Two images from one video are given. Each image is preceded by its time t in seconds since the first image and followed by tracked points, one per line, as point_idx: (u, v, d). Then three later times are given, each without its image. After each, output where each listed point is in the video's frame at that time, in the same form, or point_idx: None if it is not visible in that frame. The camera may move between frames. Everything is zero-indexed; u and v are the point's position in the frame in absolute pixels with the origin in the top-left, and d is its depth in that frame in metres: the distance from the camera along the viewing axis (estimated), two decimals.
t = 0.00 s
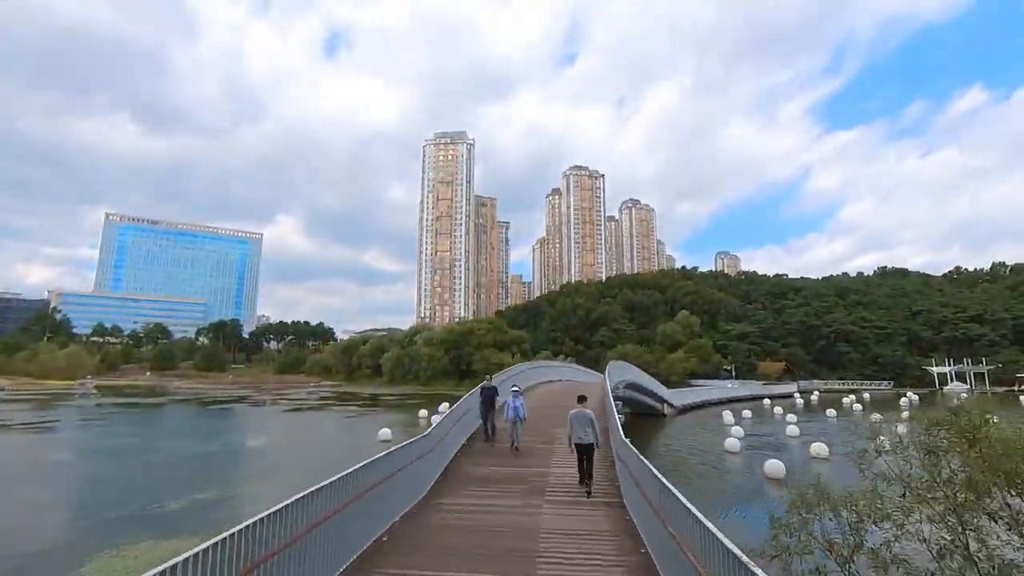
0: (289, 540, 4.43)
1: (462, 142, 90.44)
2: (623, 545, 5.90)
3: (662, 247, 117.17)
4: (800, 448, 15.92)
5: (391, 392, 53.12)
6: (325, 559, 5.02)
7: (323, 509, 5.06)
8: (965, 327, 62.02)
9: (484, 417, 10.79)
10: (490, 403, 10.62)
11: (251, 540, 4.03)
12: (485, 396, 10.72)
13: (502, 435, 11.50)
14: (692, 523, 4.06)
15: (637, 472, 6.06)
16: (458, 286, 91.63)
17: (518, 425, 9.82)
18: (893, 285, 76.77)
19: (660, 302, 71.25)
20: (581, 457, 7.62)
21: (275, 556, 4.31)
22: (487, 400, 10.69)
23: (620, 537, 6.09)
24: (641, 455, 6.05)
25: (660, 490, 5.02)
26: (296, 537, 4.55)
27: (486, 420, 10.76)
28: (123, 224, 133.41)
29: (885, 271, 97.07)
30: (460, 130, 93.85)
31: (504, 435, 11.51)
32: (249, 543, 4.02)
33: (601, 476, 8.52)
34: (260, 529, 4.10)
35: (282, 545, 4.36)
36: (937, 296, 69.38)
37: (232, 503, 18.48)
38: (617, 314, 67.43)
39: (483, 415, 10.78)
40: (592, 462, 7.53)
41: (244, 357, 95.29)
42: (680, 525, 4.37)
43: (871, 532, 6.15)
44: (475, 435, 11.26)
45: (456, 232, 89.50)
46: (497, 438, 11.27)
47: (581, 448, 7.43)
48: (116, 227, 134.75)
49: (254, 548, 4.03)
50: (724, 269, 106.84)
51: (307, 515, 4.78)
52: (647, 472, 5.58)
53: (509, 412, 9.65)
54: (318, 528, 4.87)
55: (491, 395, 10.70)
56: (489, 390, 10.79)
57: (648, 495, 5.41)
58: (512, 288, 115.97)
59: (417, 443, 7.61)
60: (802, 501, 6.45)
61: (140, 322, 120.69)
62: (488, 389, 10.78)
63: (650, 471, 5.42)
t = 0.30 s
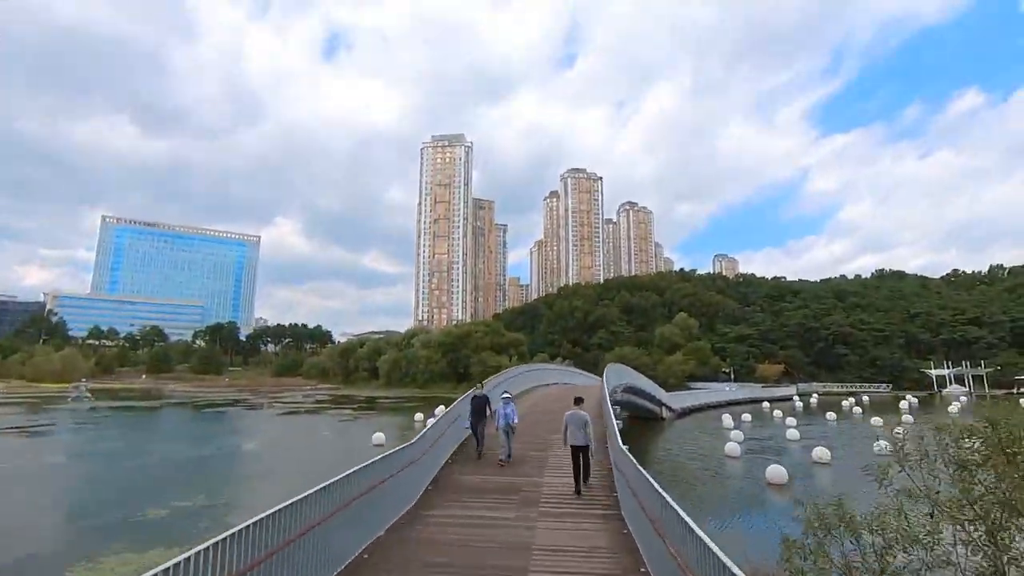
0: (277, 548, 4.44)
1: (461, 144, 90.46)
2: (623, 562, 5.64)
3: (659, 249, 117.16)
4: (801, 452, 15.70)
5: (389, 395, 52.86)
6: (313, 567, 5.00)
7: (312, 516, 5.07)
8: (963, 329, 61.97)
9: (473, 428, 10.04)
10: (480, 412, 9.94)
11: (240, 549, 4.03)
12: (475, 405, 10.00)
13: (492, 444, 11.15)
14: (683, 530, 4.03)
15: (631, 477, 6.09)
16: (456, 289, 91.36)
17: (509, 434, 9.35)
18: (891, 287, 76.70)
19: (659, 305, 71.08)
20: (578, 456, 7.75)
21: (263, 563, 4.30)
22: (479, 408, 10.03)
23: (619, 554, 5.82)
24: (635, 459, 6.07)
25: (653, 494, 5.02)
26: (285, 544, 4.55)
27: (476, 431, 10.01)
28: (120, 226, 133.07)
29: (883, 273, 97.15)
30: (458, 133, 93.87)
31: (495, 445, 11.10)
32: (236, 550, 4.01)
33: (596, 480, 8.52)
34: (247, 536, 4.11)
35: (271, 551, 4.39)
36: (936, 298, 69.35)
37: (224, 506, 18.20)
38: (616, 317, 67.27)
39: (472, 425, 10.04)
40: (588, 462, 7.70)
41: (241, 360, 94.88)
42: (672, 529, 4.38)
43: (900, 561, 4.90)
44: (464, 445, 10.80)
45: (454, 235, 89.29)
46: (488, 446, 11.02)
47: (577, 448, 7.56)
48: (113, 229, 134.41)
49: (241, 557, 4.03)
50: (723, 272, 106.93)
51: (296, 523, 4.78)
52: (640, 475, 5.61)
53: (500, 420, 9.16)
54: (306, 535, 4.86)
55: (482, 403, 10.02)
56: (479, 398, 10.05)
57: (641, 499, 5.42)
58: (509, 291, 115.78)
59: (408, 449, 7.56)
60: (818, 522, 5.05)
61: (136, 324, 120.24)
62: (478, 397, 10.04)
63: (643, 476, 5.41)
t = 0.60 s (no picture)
0: (268, 550, 4.29)
1: (458, 147, 90.36)
2: None
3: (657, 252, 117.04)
4: (802, 456, 15.45)
5: (385, 398, 52.55)
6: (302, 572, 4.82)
7: (303, 518, 4.92)
8: (961, 332, 61.91)
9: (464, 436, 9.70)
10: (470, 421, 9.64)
11: (229, 548, 3.90)
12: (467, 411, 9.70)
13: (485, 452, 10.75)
14: (684, 533, 3.87)
15: (631, 482, 5.89)
16: (454, 292, 91.07)
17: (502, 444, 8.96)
18: (889, 290, 76.67)
19: (657, 308, 70.92)
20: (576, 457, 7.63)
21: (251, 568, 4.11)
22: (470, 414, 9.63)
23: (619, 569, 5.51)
24: (634, 463, 5.92)
25: (652, 499, 4.85)
26: (276, 547, 4.42)
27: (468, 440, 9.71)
28: (116, 228, 132.45)
29: (880, 276, 97.25)
30: (455, 136, 93.82)
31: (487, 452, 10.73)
32: (220, 556, 3.83)
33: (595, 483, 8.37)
34: (234, 539, 3.96)
35: (258, 556, 4.19)
36: (934, 301, 69.31)
37: (216, 512, 17.86)
38: (614, 319, 66.99)
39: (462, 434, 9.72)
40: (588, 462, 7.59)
41: (237, 363, 94.43)
42: (671, 534, 4.22)
43: None
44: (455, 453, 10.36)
45: (452, 237, 89.05)
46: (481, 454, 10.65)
47: (576, 449, 7.44)
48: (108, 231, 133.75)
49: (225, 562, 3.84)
50: (720, 275, 106.82)
51: (286, 525, 4.63)
52: (639, 480, 5.45)
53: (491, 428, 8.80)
54: (297, 538, 4.71)
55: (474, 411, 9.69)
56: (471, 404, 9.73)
57: (641, 505, 5.25)
58: (507, 294, 115.56)
59: (402, 451, 7.36)
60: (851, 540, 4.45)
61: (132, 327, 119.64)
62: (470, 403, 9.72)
63: (642, 481, 5.16)
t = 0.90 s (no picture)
0: (264, 553, 4.20)
1: (456, 150, 90.44)
2: None
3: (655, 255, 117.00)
4: (803, 461, 15.23)
5: (382, 401, 52.20)
6: None
7: (300, 520, 4.83)
8: (960, 335, 61.84)
9: (450, 448, 9.02)
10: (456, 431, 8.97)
11: (226, 551, 3.81)
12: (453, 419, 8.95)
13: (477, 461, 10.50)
14: (673, 541, 3.83)
15: (626, 490, 5.86)
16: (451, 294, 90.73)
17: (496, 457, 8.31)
18: (887, 292, 76.60)
19: (655, 311, 70.72)
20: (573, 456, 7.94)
21: None
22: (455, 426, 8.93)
23: None
24: (628, 468, 5.96)
25: (645, 504, 4.84)
26: (272, 550, 4.32)
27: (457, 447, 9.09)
28: (112, 231, 132.12)
29: (877, 279, 97.30)
30: (453, 139, 93.90)
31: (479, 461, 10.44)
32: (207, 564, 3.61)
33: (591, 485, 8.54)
34: (231, 541, 3.85)
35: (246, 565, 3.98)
36: (931, 304, 69.26)
37: (210, 517, 17.57)
38: (612, 323, 66.59)
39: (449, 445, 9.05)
40: (584, 463, 7.86)
41: (233, 366, 93.92)
42: (663, 538, 4.21)
43: None
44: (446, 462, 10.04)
45: (449, 240, 88.84)
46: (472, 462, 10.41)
47: (573, 449, 7.76)
48: (105, 234, 133.34)
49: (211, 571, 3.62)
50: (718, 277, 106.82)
51: (282, 528, 4.53)
52: (633, 487, 5.44)
53: (482, 441, 8.13)
54: (292, 541, 4.60)
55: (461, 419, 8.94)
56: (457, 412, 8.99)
57: (634, 510, 5.22)
58: (504, 297, 115.32)
59: (394, 456, 7.23)
60: None
61: (128, 330, 118.93)
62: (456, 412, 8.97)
63: (644, 495, 4.84)
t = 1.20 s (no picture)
0: (255, 555, 4.52)
1: (454, 153, 90.67)
2: None
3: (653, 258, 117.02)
4: (804, 465, 15.04)
5: (379, 403, 51.96)
6: None
7: (290, 523, 5.14)
8: (958, 337, 61.73)
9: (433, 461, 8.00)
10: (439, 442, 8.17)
11: None
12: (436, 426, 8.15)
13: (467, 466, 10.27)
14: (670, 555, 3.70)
15: (625, 504, 5.59)
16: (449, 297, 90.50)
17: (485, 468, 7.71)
18: (886, 294, 76.52)
19: (653, 313, 70.55)
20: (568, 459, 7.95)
21: None
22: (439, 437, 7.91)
23: None
24: (626, 476, 5.86)
25: (643, 515, 4.73)
26: (262, 552, 4.64)
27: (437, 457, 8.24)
28: (109, 233, 131.97)
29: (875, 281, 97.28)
30: (451, 142, 94.15)
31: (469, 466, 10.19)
32: None
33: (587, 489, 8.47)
34: (220, 546, 4.17)
35: None
36: (930, 306, 69.16)
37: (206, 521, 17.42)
38: (609, 325, 65.60)
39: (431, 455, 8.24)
40: (579, 465, 7.84)
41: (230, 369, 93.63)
42: (660, 552, 4.10)
43: None
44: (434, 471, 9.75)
45: (447, 242, 88.70)
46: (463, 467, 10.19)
47: (567, 451, 7.78)
48: (103, 236, 133.06)
49: None
50: (716, 280, 106.81)
51: (271, 533, 4.84)
52: (630, 493, 5.37)
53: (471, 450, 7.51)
54: (282, 545, 4.92)
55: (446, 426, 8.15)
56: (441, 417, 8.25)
57: (628, 519, 5.13)
58: (502, 299, 115.30)
59: (387, 458, 7.51)
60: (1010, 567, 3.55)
61: (125, 333, 118.52)
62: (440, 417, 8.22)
63: (645, 512, 4.55)
